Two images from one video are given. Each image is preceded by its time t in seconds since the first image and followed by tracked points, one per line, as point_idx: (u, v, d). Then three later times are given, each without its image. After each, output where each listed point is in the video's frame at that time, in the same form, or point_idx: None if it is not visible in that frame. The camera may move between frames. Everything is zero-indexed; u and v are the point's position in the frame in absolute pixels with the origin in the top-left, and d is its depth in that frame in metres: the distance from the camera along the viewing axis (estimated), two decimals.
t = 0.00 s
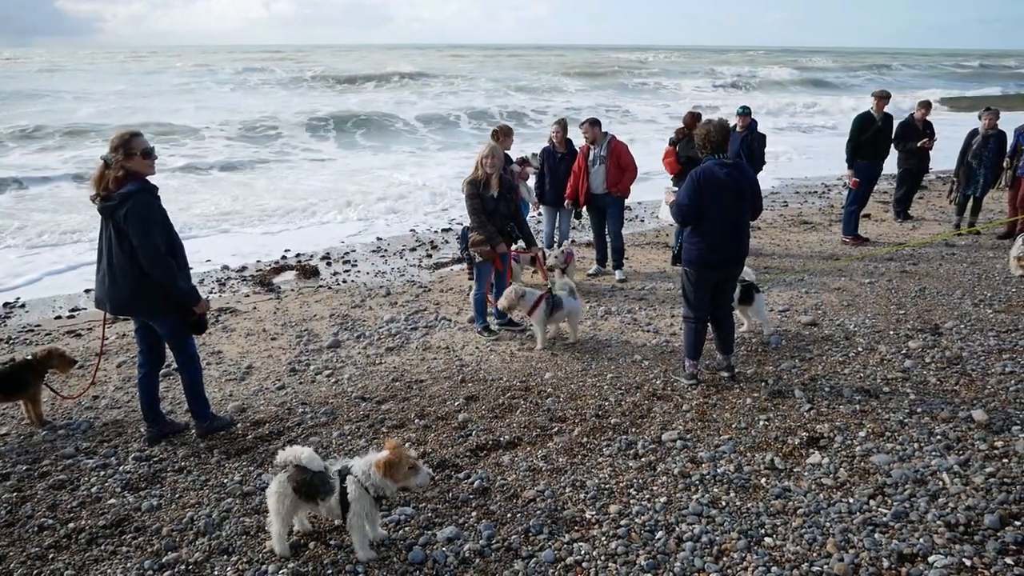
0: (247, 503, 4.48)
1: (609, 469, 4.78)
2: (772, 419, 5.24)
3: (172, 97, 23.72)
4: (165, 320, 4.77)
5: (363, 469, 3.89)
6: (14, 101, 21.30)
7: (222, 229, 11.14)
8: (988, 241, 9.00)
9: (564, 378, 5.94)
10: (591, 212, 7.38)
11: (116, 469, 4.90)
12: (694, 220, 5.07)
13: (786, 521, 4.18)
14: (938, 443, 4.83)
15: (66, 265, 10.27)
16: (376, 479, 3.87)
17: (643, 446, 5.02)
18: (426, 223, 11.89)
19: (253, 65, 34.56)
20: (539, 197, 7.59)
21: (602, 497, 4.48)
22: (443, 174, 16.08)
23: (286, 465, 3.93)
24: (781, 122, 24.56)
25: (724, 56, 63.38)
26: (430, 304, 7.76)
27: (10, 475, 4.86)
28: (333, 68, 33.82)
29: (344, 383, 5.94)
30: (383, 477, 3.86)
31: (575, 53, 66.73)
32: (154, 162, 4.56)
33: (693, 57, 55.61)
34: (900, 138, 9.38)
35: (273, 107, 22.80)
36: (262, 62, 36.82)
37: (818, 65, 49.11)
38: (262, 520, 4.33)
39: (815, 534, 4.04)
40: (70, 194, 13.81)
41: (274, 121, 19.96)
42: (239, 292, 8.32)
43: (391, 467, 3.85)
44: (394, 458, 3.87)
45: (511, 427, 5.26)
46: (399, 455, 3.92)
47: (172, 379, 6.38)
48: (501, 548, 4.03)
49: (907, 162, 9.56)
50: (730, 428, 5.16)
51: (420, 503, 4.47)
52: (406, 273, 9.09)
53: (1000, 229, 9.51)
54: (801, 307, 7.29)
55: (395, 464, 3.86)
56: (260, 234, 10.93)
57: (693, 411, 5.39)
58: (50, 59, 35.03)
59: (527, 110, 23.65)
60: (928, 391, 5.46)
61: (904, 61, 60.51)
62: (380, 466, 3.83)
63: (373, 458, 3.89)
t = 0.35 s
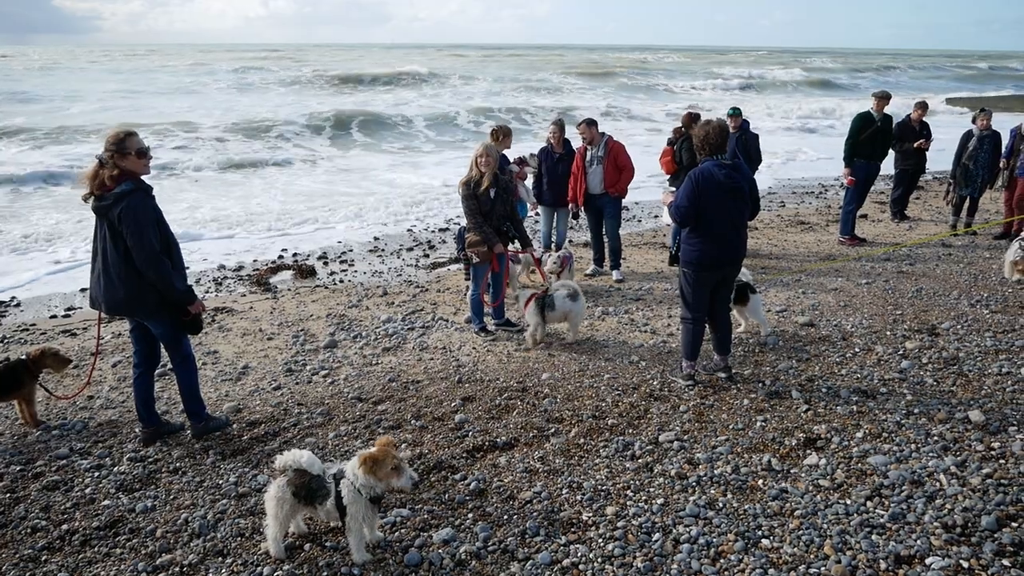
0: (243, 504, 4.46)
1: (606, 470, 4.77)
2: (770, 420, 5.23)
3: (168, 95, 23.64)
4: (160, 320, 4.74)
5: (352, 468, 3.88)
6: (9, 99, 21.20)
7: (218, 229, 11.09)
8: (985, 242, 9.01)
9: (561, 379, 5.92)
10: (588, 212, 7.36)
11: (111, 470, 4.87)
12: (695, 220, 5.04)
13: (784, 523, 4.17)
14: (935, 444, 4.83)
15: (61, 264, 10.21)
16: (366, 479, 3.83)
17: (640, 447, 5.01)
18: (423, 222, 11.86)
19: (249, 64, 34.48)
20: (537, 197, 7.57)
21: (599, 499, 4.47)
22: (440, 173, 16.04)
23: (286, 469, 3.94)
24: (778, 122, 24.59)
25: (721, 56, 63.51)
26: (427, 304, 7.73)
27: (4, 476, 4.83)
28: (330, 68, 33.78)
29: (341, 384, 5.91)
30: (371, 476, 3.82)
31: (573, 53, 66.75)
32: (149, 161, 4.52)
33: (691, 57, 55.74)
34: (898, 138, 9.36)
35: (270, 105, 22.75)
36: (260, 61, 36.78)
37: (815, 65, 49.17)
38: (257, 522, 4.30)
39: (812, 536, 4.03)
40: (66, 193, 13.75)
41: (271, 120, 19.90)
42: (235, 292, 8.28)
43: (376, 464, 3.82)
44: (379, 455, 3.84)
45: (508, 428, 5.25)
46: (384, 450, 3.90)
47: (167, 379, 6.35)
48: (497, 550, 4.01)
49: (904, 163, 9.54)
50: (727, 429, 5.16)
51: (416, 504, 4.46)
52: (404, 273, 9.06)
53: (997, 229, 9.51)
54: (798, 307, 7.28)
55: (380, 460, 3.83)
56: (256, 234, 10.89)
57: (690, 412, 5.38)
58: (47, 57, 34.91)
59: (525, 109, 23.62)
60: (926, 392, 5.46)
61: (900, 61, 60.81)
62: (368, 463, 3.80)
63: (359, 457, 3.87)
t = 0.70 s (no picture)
0: (240, 506, 4.45)
1: (604, 470, 4.77)
2: (768, 420, 5.23)
3: (166, 96, 23.62)
4: (157, 321, 4.73)
5: (347, 468, 3.86)
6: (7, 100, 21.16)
7: (215, 230, 11.07)
8: (982, 241, 9.01)
9: (559, 380, 5.91)
10: (586, 212, 7.35)
11: (108, 472, 4.86)
12: (693, 220, 5.04)
13: (782, 523, 4.17)
14: (933, 443, 4.83)
15: (58, 265, 10.19)
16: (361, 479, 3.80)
17: (638, 447, 5.00)
18: (421, 223, 11.85)
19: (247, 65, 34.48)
20: (534, 198, 7.56)
21: (597, 499, 4.47)
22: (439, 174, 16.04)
23: (284, 470, 3.94)
24: (776, 122, 24.61)
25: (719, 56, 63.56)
26: (425, 305, 7.73)
27: (1, 477, 4.82)
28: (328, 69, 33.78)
29: (339, 384, 5.90)
30: (365, 475, 3.79)
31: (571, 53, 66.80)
32: (146, 162, 4.51)
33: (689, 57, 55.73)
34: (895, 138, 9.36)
35: (268, 106, 22.73)
36: (257, 62, 36.69)
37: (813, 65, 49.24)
38: (255, 523, 4.29)
39: (810, 536, 4.03)
40: (63, 195, 13.72)
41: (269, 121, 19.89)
42: (232, 293, 8.27)
43: (369, 462, 3.77)
44: (372, 455, 3.80)
45: (506, 428, 5.24)
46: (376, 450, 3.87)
47: (164, 380, 6.34)
48: (495, 551, 4.01)
49: (902, 163, 9.55)
50: (725, 429, 5.15)
51: (414, 505, 4.45)
52: (402, 274, 9.06)
53: (994, 229, 9.54)
54: (796, 307, 7.28)
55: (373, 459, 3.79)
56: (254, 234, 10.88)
57: (688, 413, 5.38)
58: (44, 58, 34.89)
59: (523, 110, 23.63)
60: (924, 392, 5.45)
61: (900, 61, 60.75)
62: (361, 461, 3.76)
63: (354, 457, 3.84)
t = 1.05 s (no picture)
0: (241, 508, 4.45)
1: (605, 472, 4.77)
2: (768, 421, 5.24)
3: (167, 98, 23.65)
4: (158, 323, 4.74)
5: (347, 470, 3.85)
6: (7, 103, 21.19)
7: (216, 232, 11.07)
8: (982, 243, 9.02)
9: (560, 381, 5.91)
10: (587, 214, 7.35)
11: (109, 473, 4.86)
12: (694, 223, 5.04)
13: (783, 524, 4.17)
14: (934, 445, 4.84)
15: (58, 267, 10.20)
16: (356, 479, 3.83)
17: (638, 449, 5.01)
18: (421, 224, 11.86)
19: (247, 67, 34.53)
20: (535, 199, 7.56)
21: (598, 501, 4.48)
22: (439, 176, 16.05)
23: (285, 472, 3.92)
24: (776, 124, 24.65)
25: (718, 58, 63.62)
26: (426, 306, 7.74)
27: (2, 479, 4.82)
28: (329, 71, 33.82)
29: (340, 386, 5.90)
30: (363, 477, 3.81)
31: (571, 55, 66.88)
32: (148, 164, 4.53)
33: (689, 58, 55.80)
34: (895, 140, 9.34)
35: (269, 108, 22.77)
36: (257, 64, 36.78)
37: (812, 67, 49.28)
38: (256, 525, 4.30)
39: (812, 537, 4.04)
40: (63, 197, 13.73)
41: (269, 123, 19.91)
42: (233, 295, 8.28)
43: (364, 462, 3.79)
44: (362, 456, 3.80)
45: (506, 430, 5.24)
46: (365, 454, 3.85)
47: (165, 382, 6.34)
48: (496, 553, 4.01)
49: (902, 164, 9.54)
50: (726, 431, 5.15)
51: (416, 506, 4.45)
52: (402, 275, 9.06)
53: (994, 230, 9.55)
54: (797, 308, 7.29)
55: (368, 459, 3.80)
56: (255, 236, 10.90)
57: (688, 414, 5.38)
58: (44, 60, 34.94)
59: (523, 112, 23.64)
60: (925, 394, 5.45)
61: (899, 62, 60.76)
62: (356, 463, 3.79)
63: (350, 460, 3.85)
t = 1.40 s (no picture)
0: (239, 509, 4.45)
1: (602, 472, 4.79)
2: (766, 422, 5.26)
3: (163, 99, 23.59)
4: (156, 323, 4.74)
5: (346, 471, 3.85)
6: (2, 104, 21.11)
7: (213, 233, 11.05)
8: (978, 244, 9.06)
9: (558, 382, 5.91)
10: (584, 215, 7.36)
11: (107, 475, 4.85)
12: (693, 223, 5.06)
13: (779, 524, 4.20)
14: (930, 445, 4.88)
15: (54, 268, 10.17)
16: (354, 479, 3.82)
17: (636, 449, 5.02)
18: (419, 226, 11.87)
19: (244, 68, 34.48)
20: (533, 200, 7.57)
21: (595, 501, 4.49)
22: (436, 177, 16.05)
23: (284, 471, 3.95)
24: (772, 126, 24.73)
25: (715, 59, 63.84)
26: (424, 307, 7.74)
27: None
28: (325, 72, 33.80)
29: (338, 388, 5.89)
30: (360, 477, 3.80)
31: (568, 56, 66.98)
32: (146, 165, 4.53)
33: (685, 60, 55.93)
34: (892, 141, 9.36)
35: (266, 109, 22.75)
36: (249, 65, 36.71)
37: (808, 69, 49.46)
38: (254, 526, 4.30)
39: (808, 536, 4.06)
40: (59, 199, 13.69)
41: (266, 124, 19.89)
42: (231, 296, 8.27)
43: (362, 462, 3.77)
44: (362, 454, 3.78)
45: (504, 431, 5.25)
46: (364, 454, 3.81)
47: (163, 384, 6.33)
48: (494, 553, 4.02)
49: (899, 166, 9.57)
50: (723, 431, 5.17)
51: (414, 507, 4.46)
52: (400, 277, 9.06)
53: (990, 232, 9.62)
54: (793, 309, 7.31)
55: (366, 458, 3.77)
56: (253, 237, 10.88)
57: (686, 415, 5.39)
58: (40, 61, 34.85)
59: (520, 113, 23.65)
60: (922, 394, 5.47)
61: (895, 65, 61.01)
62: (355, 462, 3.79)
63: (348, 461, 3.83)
